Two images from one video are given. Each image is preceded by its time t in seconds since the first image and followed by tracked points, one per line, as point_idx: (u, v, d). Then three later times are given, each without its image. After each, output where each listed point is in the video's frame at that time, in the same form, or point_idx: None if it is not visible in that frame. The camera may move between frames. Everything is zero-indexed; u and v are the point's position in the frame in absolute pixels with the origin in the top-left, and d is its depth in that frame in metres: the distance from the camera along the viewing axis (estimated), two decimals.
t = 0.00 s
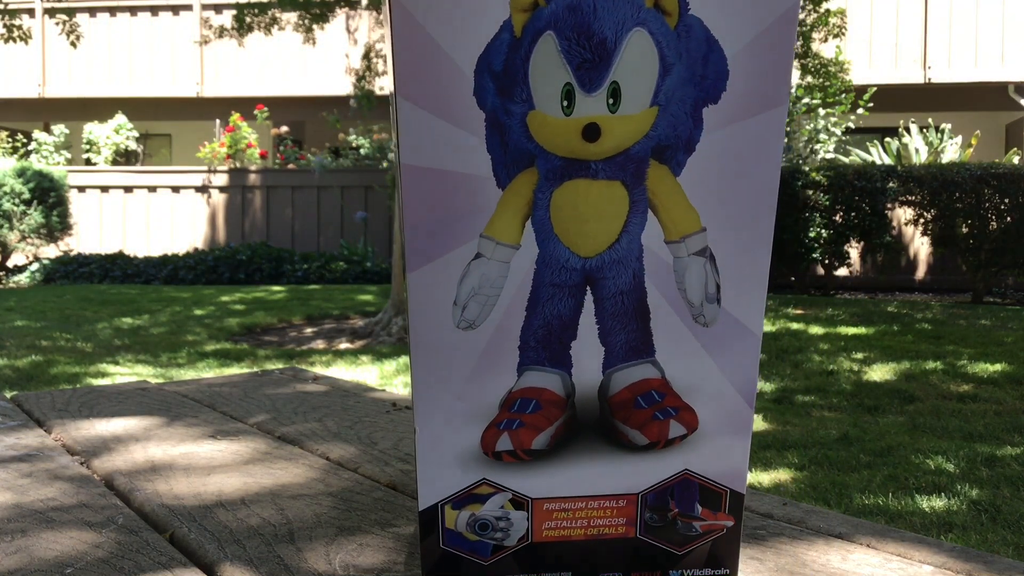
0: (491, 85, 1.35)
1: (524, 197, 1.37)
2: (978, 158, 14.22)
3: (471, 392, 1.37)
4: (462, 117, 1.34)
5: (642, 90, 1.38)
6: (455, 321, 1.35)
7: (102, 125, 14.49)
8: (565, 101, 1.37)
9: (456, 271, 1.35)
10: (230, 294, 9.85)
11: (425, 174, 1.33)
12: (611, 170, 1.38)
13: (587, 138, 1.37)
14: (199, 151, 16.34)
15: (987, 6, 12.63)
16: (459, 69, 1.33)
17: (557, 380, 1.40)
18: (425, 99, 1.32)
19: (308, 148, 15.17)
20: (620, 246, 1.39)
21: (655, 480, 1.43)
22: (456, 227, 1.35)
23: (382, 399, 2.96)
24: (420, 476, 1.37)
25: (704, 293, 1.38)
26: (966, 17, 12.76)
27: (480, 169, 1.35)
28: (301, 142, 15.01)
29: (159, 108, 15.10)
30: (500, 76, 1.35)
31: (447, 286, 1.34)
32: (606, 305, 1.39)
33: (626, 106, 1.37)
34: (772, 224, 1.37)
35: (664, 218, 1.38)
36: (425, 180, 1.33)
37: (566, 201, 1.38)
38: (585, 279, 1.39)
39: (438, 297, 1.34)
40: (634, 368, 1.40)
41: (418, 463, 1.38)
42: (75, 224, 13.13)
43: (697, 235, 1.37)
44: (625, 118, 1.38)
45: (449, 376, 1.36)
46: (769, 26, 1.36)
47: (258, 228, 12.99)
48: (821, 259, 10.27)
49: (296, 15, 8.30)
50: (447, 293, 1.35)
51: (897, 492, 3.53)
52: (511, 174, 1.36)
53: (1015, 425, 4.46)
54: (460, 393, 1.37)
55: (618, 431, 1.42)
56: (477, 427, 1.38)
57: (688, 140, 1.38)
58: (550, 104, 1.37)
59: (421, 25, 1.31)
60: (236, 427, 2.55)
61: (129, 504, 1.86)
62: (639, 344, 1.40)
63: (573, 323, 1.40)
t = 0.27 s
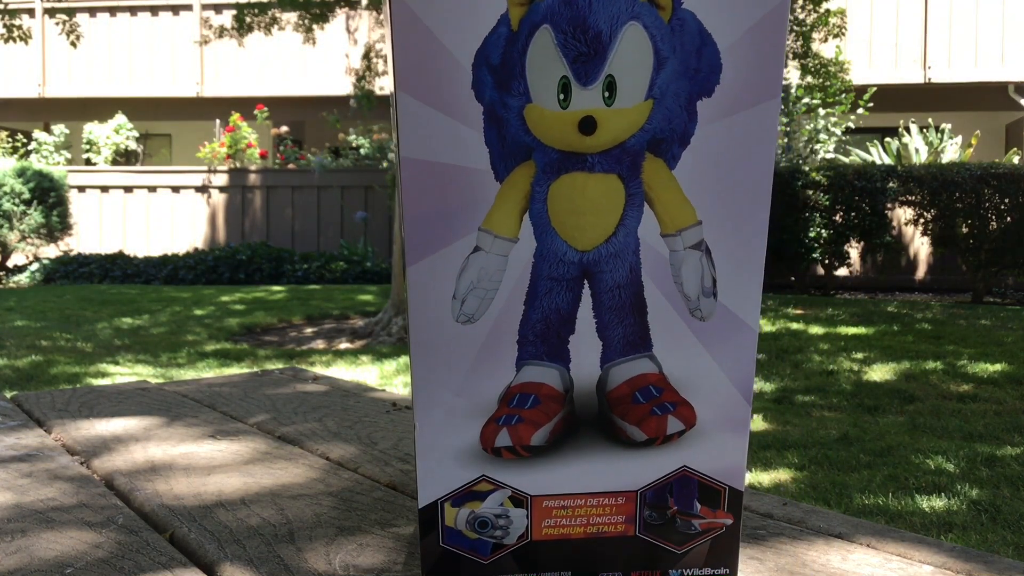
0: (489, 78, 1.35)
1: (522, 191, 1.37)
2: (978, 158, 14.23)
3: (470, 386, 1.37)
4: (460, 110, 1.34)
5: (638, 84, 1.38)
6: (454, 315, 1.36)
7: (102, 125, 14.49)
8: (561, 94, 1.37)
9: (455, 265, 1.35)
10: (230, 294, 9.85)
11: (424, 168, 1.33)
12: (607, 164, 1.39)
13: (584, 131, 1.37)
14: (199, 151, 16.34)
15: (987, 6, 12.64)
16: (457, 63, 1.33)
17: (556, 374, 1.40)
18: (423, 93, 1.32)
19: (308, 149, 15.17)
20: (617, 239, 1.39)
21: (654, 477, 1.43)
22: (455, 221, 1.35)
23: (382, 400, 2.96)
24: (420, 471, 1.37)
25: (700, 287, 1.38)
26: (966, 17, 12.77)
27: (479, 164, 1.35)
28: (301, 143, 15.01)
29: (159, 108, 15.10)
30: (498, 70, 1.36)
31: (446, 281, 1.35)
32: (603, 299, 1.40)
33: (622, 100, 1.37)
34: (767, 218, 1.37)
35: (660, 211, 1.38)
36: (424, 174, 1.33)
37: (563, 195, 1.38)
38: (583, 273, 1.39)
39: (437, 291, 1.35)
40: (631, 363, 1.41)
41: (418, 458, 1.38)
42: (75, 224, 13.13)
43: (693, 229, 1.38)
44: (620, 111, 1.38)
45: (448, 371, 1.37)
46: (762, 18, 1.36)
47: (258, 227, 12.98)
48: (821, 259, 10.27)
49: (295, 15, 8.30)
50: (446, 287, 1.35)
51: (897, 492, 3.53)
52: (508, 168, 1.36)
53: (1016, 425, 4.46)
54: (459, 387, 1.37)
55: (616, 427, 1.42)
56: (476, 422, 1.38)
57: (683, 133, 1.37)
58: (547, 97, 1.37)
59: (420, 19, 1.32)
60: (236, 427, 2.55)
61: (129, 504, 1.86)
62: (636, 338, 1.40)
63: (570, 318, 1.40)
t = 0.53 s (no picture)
0: (488, 76, 1.35)
1: (521, 188, 1.37)
2: (978, 158, 14.23)
3: (470, 384, 1.37)
4: (459, 107, 1.34)
5: (636, 81, 1.38)
6: (453, 313, 1.35)
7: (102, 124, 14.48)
8: (560, 91, 1.37)
9: (455, 262, 1.35)
10: (230, 294, 9.85)
11: (423, 165, 1.33)
12: (606, 162, 1.39)
13: (583, 130, 1.37)
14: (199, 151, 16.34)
15: (987, 6, 12.64)
16: (456, 59, 1.33)
17: (555, 372, 1.40)
18: (423, 90, 1.32)
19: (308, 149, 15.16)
20: (616, 237, 1.39)
21: (654, 476, 1.43)
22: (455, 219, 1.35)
23: (382, 400, 2.96)
24: (420, 471, 1.37)
25: (699, 285, 1.38)
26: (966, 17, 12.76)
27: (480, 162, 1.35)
28: (301, 143, 15.01)
29: (158, 108, 15.10)
30: (498, 68, 1.36)
31: (445, 277, 1.35)
32: (602, 297, 1.40)
33: (620, 98, 1.38)
34: (766, 216, 1.37)
35: (659, 209, 1.38)
36: (422, 172, 1.33)
37: (563, 192, 1.38)
38: (582, 271, 1.39)
39: (436, 289, 1.35)
40: (630, 361, 1.41)
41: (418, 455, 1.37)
42: (75, 224, 13.12)
43: (691, 226, 1.38)
44: (618, 108, 1.38)
45: (449, 368, 1.36)
46: (759, 17, 1.36)
47: (258, 227, 12.98)
48: (821, 259, 10.27)
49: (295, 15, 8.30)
50: (445, 285, 1.35)
51: (897, 492, 3.53)
52: (508, 165, 1.36)
53: (1016, 425, 4.46)
54: (458, 386, 1.37)
55: (615, 426, 1.42)
56: (476, 421, 1.37)
57: (681, 130, 1.38)
58: (546, 94, 1.37)
59: (419, 15, 1.31)
60: (236, 427, 2.55)
61: (129, 504, 1.86)
62: (636, 337, 1.40)
63: (570, 316, 1.40)
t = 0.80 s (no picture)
0: (483, 56, 1.38)
1: (514, 173, 1.41)
2: (978, 158, 14.23)
3: (459, 371, 1.41)
4: (453, 87, 1.37)
5: (632, 64, 1.40)
6: (444, 298, 1.39)
7: (102, 124, 14.47)
8: (556, 73, 1.39)
9: (446, 246, 1.39)
10: (230, 294, 9.85)
11: (414, 152, 1.37)
12: (601, 145, 1.42)
13: (578, 113, 1.40)
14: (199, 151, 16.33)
15: (987, 5, 12.64)
16: (453, 39, 1.37)
17: (547, 364, 1.44)
18: (418, 73, 1.36)
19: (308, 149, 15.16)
20: (610, 223, 1.43)
21: (647, 479, 1.48)
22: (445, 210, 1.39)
23: (382, 400, 2.96)
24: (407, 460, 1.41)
25: (695, 276, 1.42)
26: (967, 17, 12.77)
27: (468, 146, 1.39)
28: (301, 143, 15.00)
29: (159, 108, 15.10)
30: (492, 47, 1.38)
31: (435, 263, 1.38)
32: (596, 285, 1.43)
33: (616, 80, 1.40)
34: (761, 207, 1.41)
35: (654, 196, 1.42)
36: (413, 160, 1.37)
37: (557, 176, 1.42)
38: (575, 256, 1.43)
39: (427, 274, 1.38)
40: (623, 353, 1.44)
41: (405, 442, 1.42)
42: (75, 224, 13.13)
43: (686, 214, 1.41)
44: (614, 92, 1.40)
45: (440, 356, 1.40)
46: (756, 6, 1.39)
47: (258, 227, 12.98)
48: (821, 259, 10.28)
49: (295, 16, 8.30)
50: (435, 270, 1.39)
51: (897, 492, 3.53)
52: (502, 147, 1.40)
53: (1016, 425, 4.46)
54: (448, 374, 1.41)
55: (608, 424, 1.46)
56: (464, 411, 1.42)
57: (677, 115, 1.41)
58: (541, 75, 1.40)
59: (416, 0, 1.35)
60: (236, 427, 2.55)
61: (129, 504, 1.86)
62: (630, 328, 1.44)
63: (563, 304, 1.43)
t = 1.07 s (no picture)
0: None
1: (585, 7, 1.35)
2: (977, 158, 14.24)
3: (544, 256, 1.30)
4: None
5: None
6: (517, 171, 1.29)
7: (102, 125, 14.49)
8: None
9: (511, 111, 1.29)
10: (230, 294, 9.85)
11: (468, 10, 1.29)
12: None
13: None
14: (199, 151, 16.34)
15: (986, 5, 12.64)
16: None
17: (648, 246, 1.34)
18: None
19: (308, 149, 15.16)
20: (703, 63, 1.38)
21: (804, 394, 1.36)
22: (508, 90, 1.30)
23: (382, 400, 2.96)
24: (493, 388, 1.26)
25: (818, 122, 1.36)
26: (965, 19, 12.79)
27: (531, 13, 1.32)
28: (301, 143, 15.01)
29: (158, 108, 15.12)
30: None
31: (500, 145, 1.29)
32: (696, 141, 1.37)
33: None
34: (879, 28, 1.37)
35: (754, 28, 1.38)
36: (469, 25, 1.29)
37: (631, 13, 1.38)
38: (667, 107, 1.37)
39: (496, 146, 1.28)
40: (747, 225, 1.36)
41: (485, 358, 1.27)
42: (75, 224, 13.13)
43: (795, 45, 1.37)
44: None
45: (513, 249, 1.29)
46: None
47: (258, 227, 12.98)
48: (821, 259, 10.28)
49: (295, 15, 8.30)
50: (503, 138, 1.29)
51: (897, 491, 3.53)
52: None
53: (1016, 425, 4.46)
54: (531, 269, 1.29)
55: (741, 320, 1.35)
56: (558, 316, 1.29)
57: None
58: None
59: None
60: (236, 427, 2.55)
61: (129, 504, 1.86)
62: (743, 192, 1.36)
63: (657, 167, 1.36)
